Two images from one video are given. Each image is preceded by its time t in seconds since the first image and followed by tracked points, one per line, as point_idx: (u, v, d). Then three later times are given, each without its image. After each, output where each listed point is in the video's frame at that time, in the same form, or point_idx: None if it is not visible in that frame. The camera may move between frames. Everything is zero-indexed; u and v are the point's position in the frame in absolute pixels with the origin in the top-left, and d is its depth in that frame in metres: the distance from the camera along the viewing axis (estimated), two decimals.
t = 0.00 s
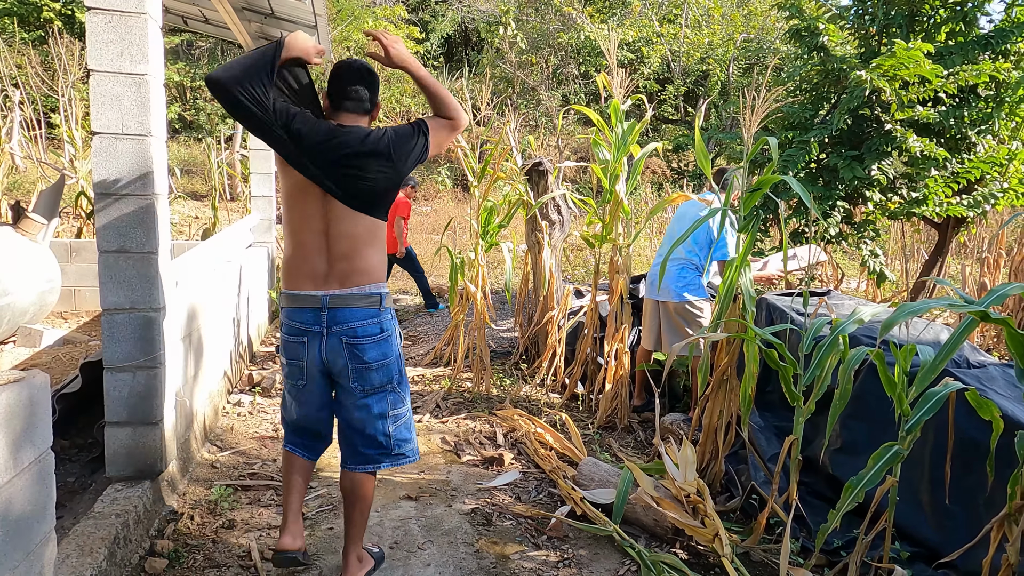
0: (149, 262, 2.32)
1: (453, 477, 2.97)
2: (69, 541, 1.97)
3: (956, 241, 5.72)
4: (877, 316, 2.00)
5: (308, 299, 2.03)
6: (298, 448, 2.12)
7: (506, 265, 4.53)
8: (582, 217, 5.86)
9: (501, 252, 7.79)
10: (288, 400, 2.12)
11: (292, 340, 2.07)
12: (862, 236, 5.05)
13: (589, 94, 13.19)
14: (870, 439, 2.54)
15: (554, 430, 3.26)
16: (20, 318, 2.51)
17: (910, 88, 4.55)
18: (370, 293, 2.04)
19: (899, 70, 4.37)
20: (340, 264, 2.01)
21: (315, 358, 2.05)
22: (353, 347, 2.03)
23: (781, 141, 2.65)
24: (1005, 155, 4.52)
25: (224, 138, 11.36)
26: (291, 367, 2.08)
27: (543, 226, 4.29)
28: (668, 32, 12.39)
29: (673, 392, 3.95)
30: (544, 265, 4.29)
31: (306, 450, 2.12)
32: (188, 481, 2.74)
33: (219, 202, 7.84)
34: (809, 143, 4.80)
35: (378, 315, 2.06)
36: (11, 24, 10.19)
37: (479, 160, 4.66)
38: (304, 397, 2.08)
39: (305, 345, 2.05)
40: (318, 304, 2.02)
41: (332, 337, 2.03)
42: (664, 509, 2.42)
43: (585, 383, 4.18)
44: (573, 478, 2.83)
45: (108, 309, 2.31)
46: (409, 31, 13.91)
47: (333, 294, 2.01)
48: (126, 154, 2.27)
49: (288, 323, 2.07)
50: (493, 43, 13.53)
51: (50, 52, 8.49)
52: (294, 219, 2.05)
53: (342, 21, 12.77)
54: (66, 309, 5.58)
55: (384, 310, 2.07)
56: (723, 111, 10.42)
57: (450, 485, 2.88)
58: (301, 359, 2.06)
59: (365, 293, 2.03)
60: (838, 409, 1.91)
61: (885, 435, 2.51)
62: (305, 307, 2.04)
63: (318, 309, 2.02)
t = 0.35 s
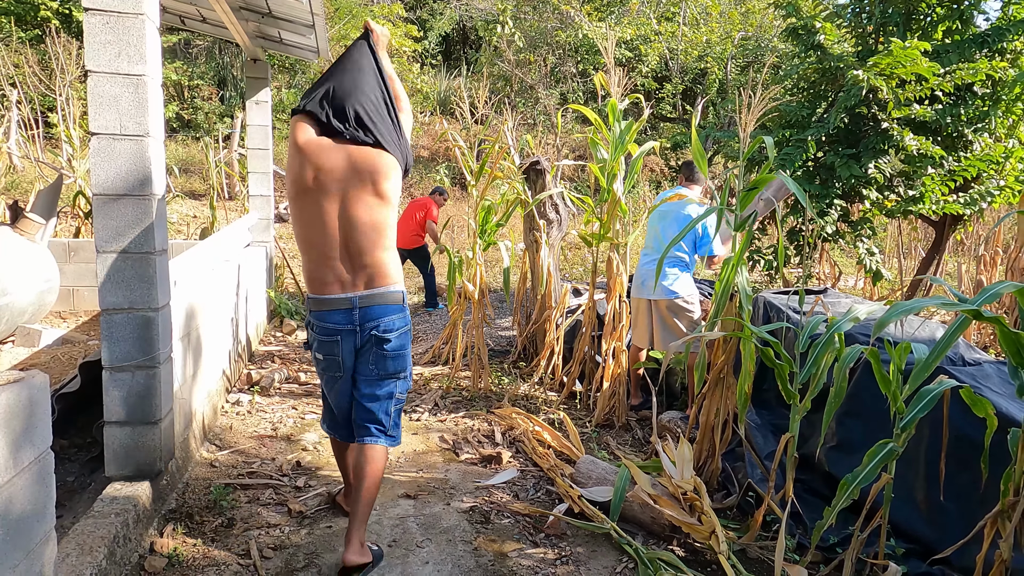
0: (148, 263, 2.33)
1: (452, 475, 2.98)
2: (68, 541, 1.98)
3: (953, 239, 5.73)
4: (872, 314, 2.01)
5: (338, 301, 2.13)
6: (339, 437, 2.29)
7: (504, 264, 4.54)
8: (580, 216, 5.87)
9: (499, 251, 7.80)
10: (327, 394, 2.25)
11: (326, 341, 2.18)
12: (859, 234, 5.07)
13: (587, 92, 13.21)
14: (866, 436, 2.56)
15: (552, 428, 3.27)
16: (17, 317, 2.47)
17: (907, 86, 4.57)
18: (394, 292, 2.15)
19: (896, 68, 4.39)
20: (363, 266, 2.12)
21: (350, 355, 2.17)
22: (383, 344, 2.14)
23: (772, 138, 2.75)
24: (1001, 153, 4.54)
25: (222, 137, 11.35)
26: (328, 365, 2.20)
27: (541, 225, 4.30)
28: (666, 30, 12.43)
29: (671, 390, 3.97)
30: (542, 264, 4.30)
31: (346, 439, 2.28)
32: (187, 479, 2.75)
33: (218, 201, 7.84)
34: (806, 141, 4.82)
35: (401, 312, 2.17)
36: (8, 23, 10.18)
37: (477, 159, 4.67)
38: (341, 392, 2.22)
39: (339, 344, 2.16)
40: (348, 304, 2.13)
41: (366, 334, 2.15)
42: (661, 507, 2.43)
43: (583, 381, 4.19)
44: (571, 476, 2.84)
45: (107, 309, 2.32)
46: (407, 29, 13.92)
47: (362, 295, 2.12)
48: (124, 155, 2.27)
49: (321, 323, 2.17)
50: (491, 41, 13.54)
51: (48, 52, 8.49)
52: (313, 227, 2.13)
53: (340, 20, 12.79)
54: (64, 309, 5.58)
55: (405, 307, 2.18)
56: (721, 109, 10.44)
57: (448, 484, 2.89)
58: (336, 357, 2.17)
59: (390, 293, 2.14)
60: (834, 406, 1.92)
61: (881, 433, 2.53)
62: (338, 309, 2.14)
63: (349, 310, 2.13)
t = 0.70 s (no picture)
0: (143, 259, 2.31)
1: (450, 472, 2.97)
2: (64, 539, 1.96)
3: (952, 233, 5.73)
4: (872, 308, 2.00)
5: (355, 281, 2.50)
6: (335, 414, 2.52)
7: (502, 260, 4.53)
8: (578, 212, 5.86)
9: (497, 247, 7.78)
10: (330, 372, 2.50)
11: (342, 317, 2.50)
12: (858, 229, 5.07)
13: (585, 89, 13.21)
14: (867, 430, 2.55)
15: (551, 424, 3.26)
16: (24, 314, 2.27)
17: (905, 81, 4.57)
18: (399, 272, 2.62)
19: (894, 63, 4.37)
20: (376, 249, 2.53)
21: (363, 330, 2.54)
22: (394, 319, 2.60)
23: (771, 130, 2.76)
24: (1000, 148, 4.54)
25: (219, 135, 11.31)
26: (338, 340, 2.50)
27: (539, 221, 4.28)
28: (663, 26, 12.42)
29: (669, 386, 3.96)
30: (540, 260, 4.28)
31: (344, 415, 2.52)
32: (184, 476, 2.73)
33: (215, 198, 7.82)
34: (804, 136, 4.81)
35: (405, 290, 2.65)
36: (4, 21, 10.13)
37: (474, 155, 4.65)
38: (349, 365, 2.52)
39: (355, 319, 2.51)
40: (365, 284, 2.51)
41: (379, 311, 2.57)
42: (661, 502, 2.42)
43: (581, 377, 4.18)
44: (570, 472, 2.83)
45: (102, 306, 2.30)
46: (404, 26, 13.89)
47: (379, 275, 2.55)
48: (118, 149, 2.25)
49: (337, 302, 2.48)
50: (488, 38, 13.53)
51: (44, 50, 8.46)
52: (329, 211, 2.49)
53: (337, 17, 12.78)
54: (61, 307, 5.56)
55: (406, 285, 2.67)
56: (719, 105, 10.44)
57: (446, 480, 2.88)
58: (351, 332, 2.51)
59: (397, 273, 2.60)
60: (835, 400, 1.91)
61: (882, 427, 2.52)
62: (357, 287, 2.50)
63: (366, 289, 2.52)
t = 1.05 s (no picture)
0: (135, 258, 2.27)
1: (448, 474, 2.93)
2: (52, 545, 1.92)
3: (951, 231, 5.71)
4: (876, 304, 1.97)
5: (387, 273, 2.62)
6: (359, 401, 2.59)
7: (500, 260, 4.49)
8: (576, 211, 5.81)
9: (494, 248, 7.75)
10: (360, 360, 2.57)
11: (376, 305, 2.59)
12: (857, 227, 5.04)
13: (582, 89, 13.19)
14: (870, 429, 2.52)
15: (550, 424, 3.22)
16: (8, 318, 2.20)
17: (904, 78, 4.55)
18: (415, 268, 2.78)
19: (893, 59, 4.35)
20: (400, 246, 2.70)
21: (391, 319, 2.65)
22: (411, 312, 2.75)
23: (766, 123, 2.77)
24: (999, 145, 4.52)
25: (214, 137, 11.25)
26: (369, 328, 2.59)
27: (537, 220, 4.24)
28: (660, 26, 12.42)
29: (669, 386, 3.92)
30: (538, 259, 4.25)
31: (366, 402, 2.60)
32: (178, 480, 2.69)
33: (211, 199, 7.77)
34: (803, 134, 4.78)
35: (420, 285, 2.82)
36: None
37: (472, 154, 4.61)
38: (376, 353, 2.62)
39: (386, 309, 2.62)
40: (394, 275, 2.64)
41: (404, 301, 2.71)
42: (662, 504, 2.38)
43: (580, 377, 4.14)
44: (569, 473, 2.80)
45: (93, 307, 2.26)
46: (400, 27, 13.87)
47: (406, 266, 2.71)
48: (108, 147, 2.21)
49: (372, 292, 2.58)
50: (485, 38, 13.51)
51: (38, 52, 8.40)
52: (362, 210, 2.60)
53: (333, 18, 12.76)
54: (55, 309, 5.51)
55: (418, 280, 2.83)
56: (717, 104, 10.44)
57: (444, 482, 2.84)
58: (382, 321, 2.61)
59: (416, 268, 2.76)
60: (839, 399, 1.87)
61: (886, 426, 2.48)
62: (389, 278, 2.62)
63: (396, 280, 2.65)
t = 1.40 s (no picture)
0: (132, 255, 2.17)
1: (456, 479, 2.83)
2: (44, 558, 1.82)
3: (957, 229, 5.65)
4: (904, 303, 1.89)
5: (403, 265, 2.58)
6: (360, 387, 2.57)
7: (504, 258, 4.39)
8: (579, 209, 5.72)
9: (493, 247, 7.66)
10: (372, 350, 2.54)
11: (395, 298, 2.56)
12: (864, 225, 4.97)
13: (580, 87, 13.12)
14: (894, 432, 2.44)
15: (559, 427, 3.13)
16: None
17: (912, 74, 4.53)
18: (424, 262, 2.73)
19: (902, 54, 4.28)
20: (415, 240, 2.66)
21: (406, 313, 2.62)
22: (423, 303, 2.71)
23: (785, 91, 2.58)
24: (1008, 142, 4.46)
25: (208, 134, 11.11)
26: (386, 320, 2.56)
27: (542, 218, 4.15)
28: (658, 24, 12.36)
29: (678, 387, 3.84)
30: (543, 258, 4.16)
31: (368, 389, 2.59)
32: (175, 487, 2.59)
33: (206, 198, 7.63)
34: (810, 130, 4.71)
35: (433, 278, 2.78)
36: None
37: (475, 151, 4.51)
38: (388, 344, 2.59)
39: (404, 302, 2.59)
40: (409, 268, 2.60)
41: (419, 294, 2.67)
42: (682, 510, 2.29)
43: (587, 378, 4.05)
44: (582, 478, 2.71)
45: (87, 307, 2.15)
46: (396, 24, 13.76)
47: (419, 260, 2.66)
48: (102, 140, 2.10)
49: (391, 285, 2.54)
50: (482, 36, 13.41)
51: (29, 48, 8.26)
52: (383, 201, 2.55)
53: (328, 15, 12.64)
54: (47, 309, 5.38)
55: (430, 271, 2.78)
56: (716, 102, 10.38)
57: (452, 488, 2.75)
58: (399, 314, 2.58)
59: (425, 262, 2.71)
60: (872, 404, 1.79)
61: (911, 428, 2.41)
62: (407, 271, 2.59)
63: (411, 273, 2.61)
